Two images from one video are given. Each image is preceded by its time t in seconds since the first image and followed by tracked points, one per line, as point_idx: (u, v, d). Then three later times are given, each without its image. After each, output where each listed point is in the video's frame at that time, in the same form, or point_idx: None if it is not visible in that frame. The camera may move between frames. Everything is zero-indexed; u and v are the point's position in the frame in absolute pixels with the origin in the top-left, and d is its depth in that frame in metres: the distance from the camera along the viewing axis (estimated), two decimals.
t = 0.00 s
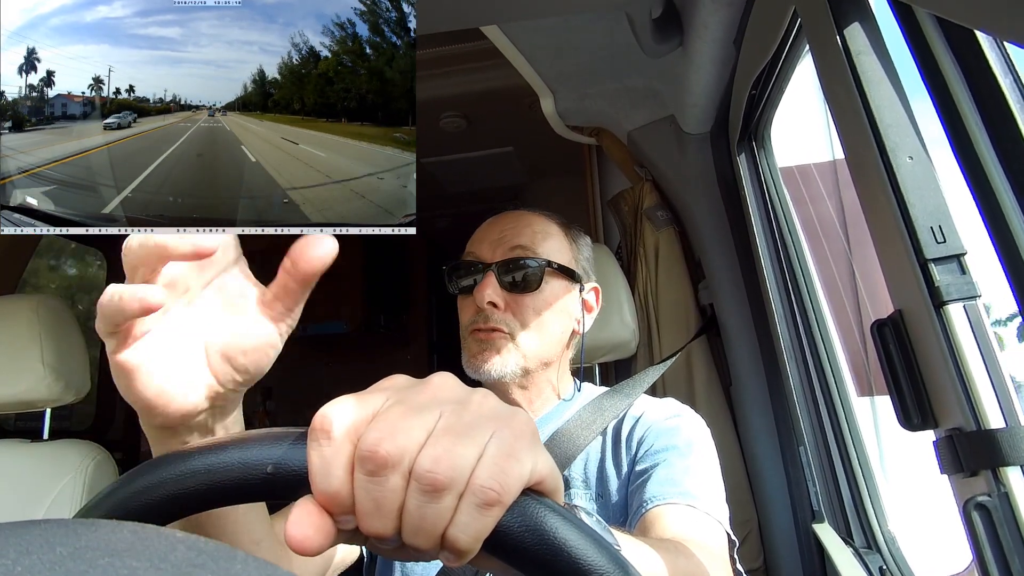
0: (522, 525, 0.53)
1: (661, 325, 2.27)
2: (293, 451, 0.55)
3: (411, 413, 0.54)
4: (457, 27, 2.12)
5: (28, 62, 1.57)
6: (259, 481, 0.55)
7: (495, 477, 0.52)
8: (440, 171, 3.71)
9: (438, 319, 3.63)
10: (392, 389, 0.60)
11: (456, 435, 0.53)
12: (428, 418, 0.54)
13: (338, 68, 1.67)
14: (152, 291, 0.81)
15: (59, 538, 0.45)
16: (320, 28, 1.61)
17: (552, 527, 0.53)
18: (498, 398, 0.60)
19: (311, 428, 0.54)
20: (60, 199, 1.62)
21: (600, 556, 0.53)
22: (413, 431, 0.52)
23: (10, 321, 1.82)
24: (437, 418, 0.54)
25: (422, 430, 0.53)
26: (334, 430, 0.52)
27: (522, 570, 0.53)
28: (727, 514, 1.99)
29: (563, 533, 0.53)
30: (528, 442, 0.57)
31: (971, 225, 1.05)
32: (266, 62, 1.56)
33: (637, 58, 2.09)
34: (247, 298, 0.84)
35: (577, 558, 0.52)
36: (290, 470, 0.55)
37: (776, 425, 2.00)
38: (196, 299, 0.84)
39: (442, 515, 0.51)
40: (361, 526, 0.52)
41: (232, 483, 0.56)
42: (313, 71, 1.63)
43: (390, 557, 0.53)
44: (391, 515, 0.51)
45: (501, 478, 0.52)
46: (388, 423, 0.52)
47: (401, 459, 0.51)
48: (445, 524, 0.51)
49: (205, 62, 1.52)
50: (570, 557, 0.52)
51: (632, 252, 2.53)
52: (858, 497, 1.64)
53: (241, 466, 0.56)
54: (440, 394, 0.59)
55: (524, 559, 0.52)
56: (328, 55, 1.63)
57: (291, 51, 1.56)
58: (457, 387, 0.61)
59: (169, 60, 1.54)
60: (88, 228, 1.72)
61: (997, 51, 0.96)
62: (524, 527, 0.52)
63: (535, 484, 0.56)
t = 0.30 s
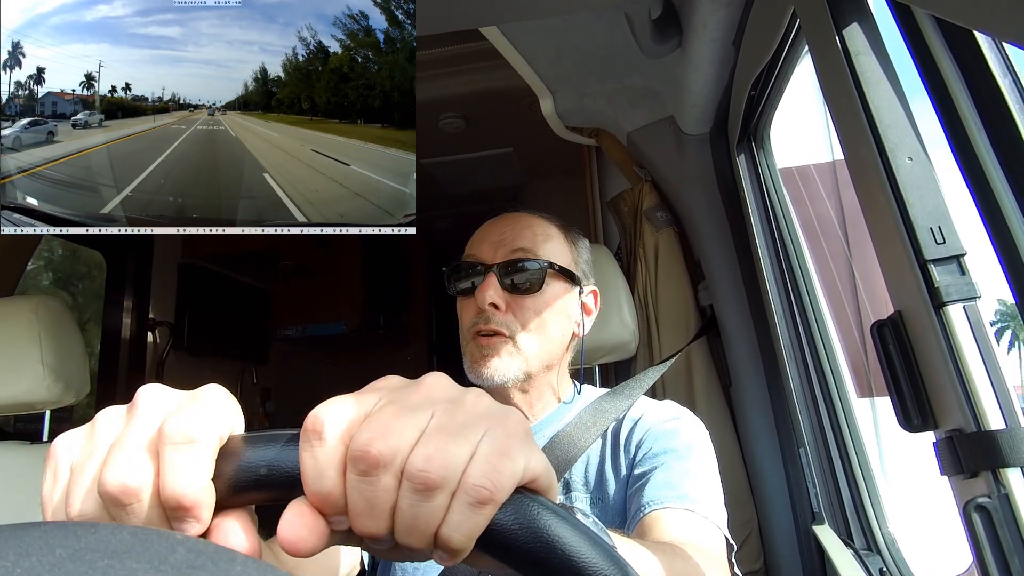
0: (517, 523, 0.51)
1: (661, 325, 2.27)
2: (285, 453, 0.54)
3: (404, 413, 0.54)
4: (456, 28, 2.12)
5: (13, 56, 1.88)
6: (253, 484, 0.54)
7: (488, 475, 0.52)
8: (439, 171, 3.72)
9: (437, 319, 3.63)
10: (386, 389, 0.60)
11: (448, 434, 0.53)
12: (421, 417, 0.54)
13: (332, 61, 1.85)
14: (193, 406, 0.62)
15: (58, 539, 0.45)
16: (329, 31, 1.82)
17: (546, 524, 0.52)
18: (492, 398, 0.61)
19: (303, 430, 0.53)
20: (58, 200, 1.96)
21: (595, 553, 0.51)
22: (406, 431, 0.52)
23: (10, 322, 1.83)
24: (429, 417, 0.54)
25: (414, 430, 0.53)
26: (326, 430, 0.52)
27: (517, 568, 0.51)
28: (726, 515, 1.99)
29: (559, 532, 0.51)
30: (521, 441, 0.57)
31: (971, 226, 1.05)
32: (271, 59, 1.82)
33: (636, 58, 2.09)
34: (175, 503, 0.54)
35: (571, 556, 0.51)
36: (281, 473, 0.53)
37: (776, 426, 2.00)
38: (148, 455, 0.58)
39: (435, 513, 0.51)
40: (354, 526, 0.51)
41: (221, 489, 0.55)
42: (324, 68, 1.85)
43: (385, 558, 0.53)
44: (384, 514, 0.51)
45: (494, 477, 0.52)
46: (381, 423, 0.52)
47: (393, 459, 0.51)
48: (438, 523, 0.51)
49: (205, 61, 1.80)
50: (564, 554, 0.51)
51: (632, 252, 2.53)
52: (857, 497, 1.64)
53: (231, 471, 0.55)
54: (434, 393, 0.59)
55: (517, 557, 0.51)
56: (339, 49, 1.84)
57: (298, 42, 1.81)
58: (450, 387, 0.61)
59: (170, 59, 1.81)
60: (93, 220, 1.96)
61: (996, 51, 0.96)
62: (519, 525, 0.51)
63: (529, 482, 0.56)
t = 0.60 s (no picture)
0: (507, 517, 0.51)
1: (662, 325, 2.27)
2: (269, 451, 0.54)
3: (385, 412, 0.55)
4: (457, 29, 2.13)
5: None
6: (234, 486, 0.54)
7: (470, 469, 0.52)
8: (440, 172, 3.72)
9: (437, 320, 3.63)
10: (369, 385, 0.62)
11: (430, 430, 0.54)
12: (401, 415, 0.55)
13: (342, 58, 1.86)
14: (186, 407, 0.63)
15: (59, 539, 0.45)
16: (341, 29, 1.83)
17: (536, 516, 0.51)
18: (477, 393, 0.62)
19: (285, 431, 0.53)
20: (58, 200, 1.98)
21: (586, 545, 0.50)
22: (385, 429, 0.53)
23: (11, 322, 1.83)
24: (410, 415, 0.55)
25: (394, 427, 0.53)
26: (307, 430, 0.52)
27: (507, 563, 0.50)
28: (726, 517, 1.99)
29: (552, 527, 0.50)
30: (504, 435, 0.57)
31: (971, 227, 1.05)
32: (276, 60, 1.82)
33: (637, 60, 2.09)
34: (159, 495, 0.54)
35: (560, 548, 0.49)
36: (266, 471, 0.53)
37: (776, 427, 2.00)
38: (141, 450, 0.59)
39: (418, 509, 0.51)
40: (339, 524, 0.51)
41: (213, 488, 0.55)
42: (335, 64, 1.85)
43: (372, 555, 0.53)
44: (367, 512, 0.51)
45: (477, 471, 0.52)
46: (362, 422, 0.53)
47: (374, 457, 0.51)
48: (422, 518, 0.51)
49: (206, 61, 1.80)
50: (553, 546, 0.50)
51: (632, 253, 2.53)
52: (858, 498, 1.64)
53: (219, 470, 0.55)
54: (416, 389, 0.60)
55: (506, 551, 0.50)
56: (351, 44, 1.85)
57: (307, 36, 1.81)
58: (433, 383, 0.62)
59: (170, 59, 1.81)
60: (93, 220, 1.96)
61: (998, 53, 0.96)
62: (510, 519, 0.51)
63: (513, 475, 0.56)
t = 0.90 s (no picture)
0: (517, 520, 0.51)
1: (662, 322, 2.27)
2: (284, 449, 0.54)
3: (403, 411, 0.54)
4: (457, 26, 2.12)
5: None
6: (251, 482, 0.54)
7: (487, 472, 0.52)
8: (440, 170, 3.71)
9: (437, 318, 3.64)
10: (384, 386, 0.61)
11: (447, 431, 0.54)
12: (419, 415, 0.54)
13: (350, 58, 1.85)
14: (209, 399, 0.64)
15: (61, 537, 0.45)
16: (354, 21, 1.80)
17: (548, 522, 0.51)
18: (492, 395, 0.61)
19: (303, 428, 0.53)
20: (58, 199, 1.98)
21: (595, 549, 0.51)
22: (404, 428, 0.52)
23: (11, 320, 1.83)
24: (428, 415, 0.55)
25: (413, 427, 0.53)
26: (326, 428, 0.52)
27: (519, 567, 0.51)
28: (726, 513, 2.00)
29: (561, 530, 0.51)
30: (521, 438, 0.57)
31: (972, 223, 1.05)
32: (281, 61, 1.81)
33: (636, 56, 2.09)
34: (171, 476, 0.55)
35: (572, 552, 0.50)
36: (281, 468, 0.53)
37: (776, 424, 2.00)
38: (160, 437, 0.60)
39: (435, 510, 0.51)
40: (354, 523, 0.51)
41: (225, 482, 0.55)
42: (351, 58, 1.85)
43: (384, 552, 0.54)
44: (384, 512, 0.51)
45: (494, 474, 0.52)
46: (379, 421, 0.53)
47: (393, 456, 0.51)
48: (439, 519, 0.51)
49: (206, 61, 1.80)
50: (566, 551, 0.50)
51: (632, 250, 2.53)
52: (858, 495, 1.64)
53: (233, 466, 0.55)
54: (432, 390, 0.59)
55: (519, 555, 0.50)
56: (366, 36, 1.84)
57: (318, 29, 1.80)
58: (449, 384, 0.62)
59: (170, 59, 1.81)
60: (93, 220, 1.97)
61: (999, 49, 0.96)
62: (519, 523, 0.51)
63: (529, 479, 0.56)
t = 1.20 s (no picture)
0: (520, 527, 0.51)
1: (662, 325, 2.27)
2: (288, 453, 0.54)
3: (406, 415, 0.54)
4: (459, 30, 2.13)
5: None
6: (255, 485, 0.54)
7: (492, 478, 0.52)
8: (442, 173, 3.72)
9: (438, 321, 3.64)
10: (390, 390, 0.61)
11: (451, 436, 0.53)
12: (423, 421, 0.54)
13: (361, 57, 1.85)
14: (208, 403, 0.64)
15: (61, 540, 0.45)
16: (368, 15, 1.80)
17: (551, 528, 0.51)
18: (496, 401, 0.61)
19: (306, 431, 0.53)
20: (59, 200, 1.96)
21: (597, 555, 0.51)
22: (409, 432, 0.52)
23: (12, 323, 1.83)
24: (432, 420, 0.54)
25: (417, 431, 0.53)
26: (330, 433, 0.52)
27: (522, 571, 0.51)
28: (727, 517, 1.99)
29: (562, 534, 0.51)
30: (525, 444, 0.58)
31: (972, 225, 1.04)
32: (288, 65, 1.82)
33: (637, 59, 2.09)
34: (163, 481, 0.55)
35: (575, 558, 0.50)
36: (285, 474, 0.53)
37: (777, 428, 1.99)
38: (158, 439, 0.60)
39: (439, 516, 0.51)
40: (357, 528, 0.51)
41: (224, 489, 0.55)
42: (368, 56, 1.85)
43: (385, 557, 0.53)
44: (387, 516, 0.51)
45: (498, 480, 0.52)
46: (383, 424, 0.52)
47: (397, 461, 0.51)
48: (442, 524, 0.51)
49: (206, 62, 1.81)
50: (569, 557, 0.50)
51: (633, 253, 2.53)
52: (860, 500, 1.63)
53: (234, 470, 0.55)
54: (438, 395, 0.59)
55: (522, 560, 0.51)
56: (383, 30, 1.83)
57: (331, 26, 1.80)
58: (454, 389, 0.62)
59: (170, 60, 1.82)
60: (93, 220, 1.93)
61: (1000, 53, 0.96)
62: (522, 529, 0.51)
63: (533, 485, 0.56)
